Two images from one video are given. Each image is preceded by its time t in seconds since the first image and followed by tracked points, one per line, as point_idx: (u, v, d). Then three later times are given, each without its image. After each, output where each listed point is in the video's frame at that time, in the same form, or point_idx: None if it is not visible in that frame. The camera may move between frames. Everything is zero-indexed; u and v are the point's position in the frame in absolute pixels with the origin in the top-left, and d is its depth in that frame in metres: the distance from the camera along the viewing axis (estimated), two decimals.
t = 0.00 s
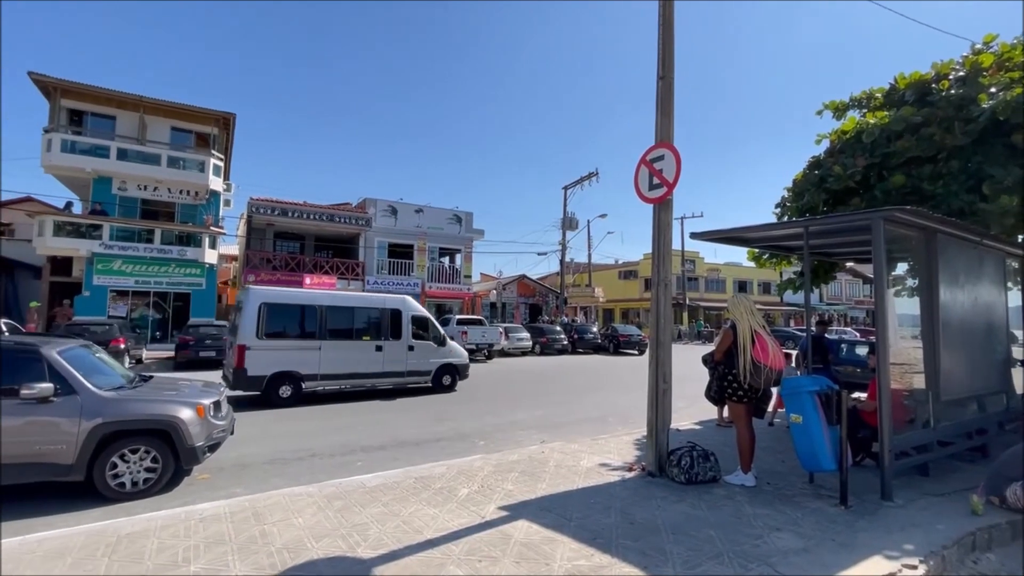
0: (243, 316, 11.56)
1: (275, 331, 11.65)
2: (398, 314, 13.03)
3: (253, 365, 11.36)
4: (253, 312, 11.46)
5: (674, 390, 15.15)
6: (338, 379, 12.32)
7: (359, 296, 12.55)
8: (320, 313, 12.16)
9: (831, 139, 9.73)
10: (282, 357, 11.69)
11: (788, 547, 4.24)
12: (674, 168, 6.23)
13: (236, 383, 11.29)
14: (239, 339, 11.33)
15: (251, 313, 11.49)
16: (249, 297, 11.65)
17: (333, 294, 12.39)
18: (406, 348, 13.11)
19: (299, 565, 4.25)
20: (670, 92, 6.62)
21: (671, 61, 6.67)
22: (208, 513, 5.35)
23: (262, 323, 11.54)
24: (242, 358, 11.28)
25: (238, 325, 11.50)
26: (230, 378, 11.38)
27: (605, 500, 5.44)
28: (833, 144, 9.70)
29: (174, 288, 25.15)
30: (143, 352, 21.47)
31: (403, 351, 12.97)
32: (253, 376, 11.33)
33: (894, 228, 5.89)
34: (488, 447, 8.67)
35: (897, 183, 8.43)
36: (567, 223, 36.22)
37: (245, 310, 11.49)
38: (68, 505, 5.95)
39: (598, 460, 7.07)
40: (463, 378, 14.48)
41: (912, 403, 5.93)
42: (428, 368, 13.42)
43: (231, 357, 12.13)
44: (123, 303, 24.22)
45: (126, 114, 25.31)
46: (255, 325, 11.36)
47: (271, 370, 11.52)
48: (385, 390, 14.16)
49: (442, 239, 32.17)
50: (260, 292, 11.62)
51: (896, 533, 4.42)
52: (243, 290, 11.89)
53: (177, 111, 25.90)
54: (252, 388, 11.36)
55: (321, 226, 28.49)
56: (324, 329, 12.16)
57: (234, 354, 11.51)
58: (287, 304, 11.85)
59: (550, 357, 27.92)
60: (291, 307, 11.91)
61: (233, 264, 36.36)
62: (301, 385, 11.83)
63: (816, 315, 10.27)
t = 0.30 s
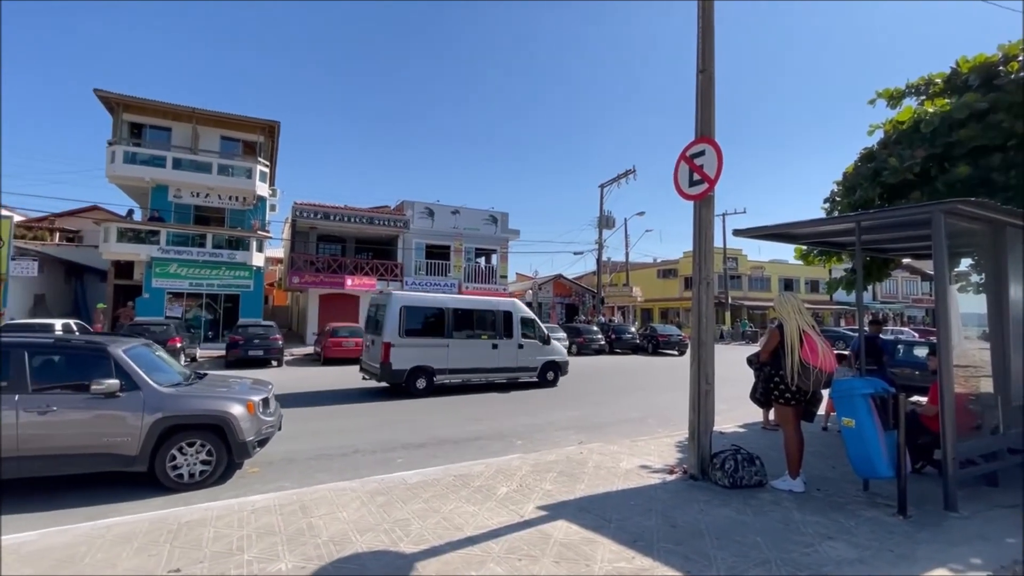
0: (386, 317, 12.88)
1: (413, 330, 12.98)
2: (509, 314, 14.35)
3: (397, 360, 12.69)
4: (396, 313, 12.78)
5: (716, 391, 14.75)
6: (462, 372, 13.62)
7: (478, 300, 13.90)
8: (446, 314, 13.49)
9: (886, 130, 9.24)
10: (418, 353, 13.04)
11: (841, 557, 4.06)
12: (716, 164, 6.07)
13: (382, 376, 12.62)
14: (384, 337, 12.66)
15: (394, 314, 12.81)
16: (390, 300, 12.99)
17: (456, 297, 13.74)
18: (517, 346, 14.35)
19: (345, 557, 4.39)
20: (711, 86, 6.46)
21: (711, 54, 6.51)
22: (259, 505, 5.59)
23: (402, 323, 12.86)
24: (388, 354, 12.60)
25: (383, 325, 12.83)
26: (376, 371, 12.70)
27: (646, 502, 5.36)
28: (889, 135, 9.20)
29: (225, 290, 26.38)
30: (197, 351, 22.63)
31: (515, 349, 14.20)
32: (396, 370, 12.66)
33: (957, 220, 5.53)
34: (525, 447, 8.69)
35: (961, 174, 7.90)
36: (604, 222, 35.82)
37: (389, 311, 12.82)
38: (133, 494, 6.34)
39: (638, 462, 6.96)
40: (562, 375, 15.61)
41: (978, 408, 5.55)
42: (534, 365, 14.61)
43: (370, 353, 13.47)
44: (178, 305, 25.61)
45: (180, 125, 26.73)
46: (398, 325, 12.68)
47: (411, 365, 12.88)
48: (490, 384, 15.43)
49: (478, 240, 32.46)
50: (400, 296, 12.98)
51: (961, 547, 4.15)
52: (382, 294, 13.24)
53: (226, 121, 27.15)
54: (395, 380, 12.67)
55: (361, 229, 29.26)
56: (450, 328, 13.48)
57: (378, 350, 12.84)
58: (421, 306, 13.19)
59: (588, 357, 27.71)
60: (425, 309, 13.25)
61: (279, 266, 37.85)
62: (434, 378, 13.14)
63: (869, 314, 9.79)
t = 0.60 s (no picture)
0: (493, 317, 13.89)
1: (518, 329, 13.94)
2: (602, 314, 15.11)
3: (504, 356, 13.66)
4: (503, 313, 13.77)
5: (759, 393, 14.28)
6: (560, 369, 14.45)
7: (573, 301, 14.72)
8: (546, 314, 14.38)
9: (944, 117, 8.71)
10: (522, 350, 13.96)
11: (898, 569, 3.85)
12: (759, 158, 5.86)
13: (491, 371, 13.61)
14: (493, 335, 13.65)
15: (501, 314, 13.80)
16: (496, 301, 13.99)
17: (554, 298, 14.63)
18: (609, 344, 15.08)
19: (386, 552, 4.48)
20: (752, 77, 6.25)
21: (752, 44, 6.29)
22: (303, 498, 5.77)
23: (508, 322, 13.84)
24: (496, 351, 13.58)
25: (491, 324, 13.85)
26: (485, 366, 13.71)
27: (687, 505, 5.24)
28: (947, 122, 8.67)
29: (268, 290, 27.37)
30: (243, 349, 23.56)
31: (607, 347, 14.92)
32: (504, 365, 13.64)
33: None
34: (561, 447, 8.64)
35: None
36: (639, 219, 35.21)
37: (496, 311, 13.82)
38: (187, 485, 6.65)
39: (678, 465, 6.81)
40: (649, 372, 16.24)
41: None
42: (625, 362, 15.30)
43: (476, 350, 14.50)
44: (225, 305, 26.74)
45: (226, 133, 28.00)
46: (506, 324, 13.67)
47: (516, 361, 13.84)
48: (580, 380, 16.21)
49: (512, 239, 32.53)
50: (506, 298, 13.95)
51: None
52: (488, 297, 14.24)
53: (268, 128, 28.21)
54: (502, 375, 13.66)
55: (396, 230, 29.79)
56: (551, 327, 14.37)
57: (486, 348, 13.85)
58: (524, 307, 14.14)
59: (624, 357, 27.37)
60: (527, 310, 14.19)
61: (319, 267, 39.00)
62: (536, 373, 14.04)
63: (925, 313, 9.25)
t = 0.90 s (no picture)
0: (587, 316, 14.22)
1: (611, 328, 14.28)
2: (689, 313, 15.35)
3: (599, 354, 14.02)
4: (597, 313, 14.10)
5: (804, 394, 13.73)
6: (651, 366, 14.74)
7: (662, 300, 14.99)
8: (637, 313, 14.68)
9: (1010, 100, 8.13)
10: (616, 348, 14.30)
11: None
12: (806, 149, 5.62)
13: (587, 368, 13.98)
14: (588, 333, 14.00)
15: (595, 313, 14.13)
16: (590, 301, 14.32)
17: (642, 298, 14.89)
18: (696, 343, 15.31)
19: (425, 548, 4.53)
20: (798, 66, 6.00)
21: (798, 31, 6.03)
22: (344, 493, 5.91)
23: (603, 321, 14.16)
24: (592, 348, 13.93)
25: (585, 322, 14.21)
26: (581, 364, 14.09)
27: (730, 510, 5.08)
28: (1014, 106, 8.09)
29: (308, 290, 28.20)
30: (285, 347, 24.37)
31: (696, 345, 15.16)
32: (599, 362, 13.99)
33: None
34: (597, 447, 8.54)
35: None
36: (675, 216, 34.46)
37: (591, 311, 14.16)
38: (235, 478, 6.92)
39: (719, 467, 6.61)
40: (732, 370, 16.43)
41: None
42: (712, 359, 15.51)
43: (568, 348, 14.88)
44: (268, 304, 27.73)
45: (267, 138, 29.01)
46: (601, 323, 14.01)
47: (610, 359, 14.17)
48: (664, 378, 16.46)
49: (545, 237, 32.44)
50: (599, 297, 14.29)
51: None
52: (580, 296, 14.60)
53: (307, 132, 29.07)
54: (597, 372, 14.02)
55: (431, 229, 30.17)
56: (642, 325, 14.68)
57: (581, 345, 14.22)
58: (617, 306, 14.44)
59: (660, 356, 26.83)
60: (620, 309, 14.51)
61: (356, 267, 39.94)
62: (630, 371, 14.34)
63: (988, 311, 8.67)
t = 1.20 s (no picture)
0: (677, 316, 15.27)
1: (700, 327, 15.28)
2: (776, 314, 16.15)
3: (689, 351, 15.08)
4: (687, 312, 15.12)
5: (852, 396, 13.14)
6: (739, 364, 15.67)
7: (749, 300, 15.88)
8: (725, 313, 15.63)
9: None
10: (707, 346, 15.32)
11: None
12: (855, 140, 5.36)
13: (677, 365, 15.06)
14: (679, 332, 15.06)
15: (685, 313, 15.17)
16: (680, 302, 15.33)
17: (729, 298, 15.81)
18: (782, 342, 16.13)
19: (461, 544, 4.56)
20: (845, 52, 5.72)
21: (846, 15, 5.75)
22: (381, 488, 6.02)
23: (691, 320, 15.19)
24: (682, 346, 14.99)
25: (675, 322, 15.26)
26: (671, 360, 15.18)
27: (774, 514, 4.90)
28: None
29: (346, 289, 28.91)
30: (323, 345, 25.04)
31: (782, 344, 16.01)
32: (691, 360, 15.03)
33: None
34: (632, 447, 8.40)
35: None
36: (712, 211, 33.59)
37: (680, 311, 15.20)
38: (278, 470, 7.15)
39: (761, 470, 6.39)
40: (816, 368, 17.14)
41: None
42: (798, 358, 16.31)
43: (656, 346, 15.97)
44: (307, 303, 28.58)
45: (306, 142, 29.87)
46: (690, 322, 15.03)
47: (701, 356, 15.20)
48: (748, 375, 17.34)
49: (578, 235, 32.22)
50: (689, 297, 15.31)
51: None
52: (670, 297, 15.65)
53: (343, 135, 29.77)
54: (688, 369, 15.07)
55: (464, 228, 30.41)
56: (729, 325, 15.62)
57: (672, 344, 15.30)
58: (704, 306, 15.42)
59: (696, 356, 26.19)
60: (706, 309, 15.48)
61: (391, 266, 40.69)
62: (718, 368, 15.31)
63: None
